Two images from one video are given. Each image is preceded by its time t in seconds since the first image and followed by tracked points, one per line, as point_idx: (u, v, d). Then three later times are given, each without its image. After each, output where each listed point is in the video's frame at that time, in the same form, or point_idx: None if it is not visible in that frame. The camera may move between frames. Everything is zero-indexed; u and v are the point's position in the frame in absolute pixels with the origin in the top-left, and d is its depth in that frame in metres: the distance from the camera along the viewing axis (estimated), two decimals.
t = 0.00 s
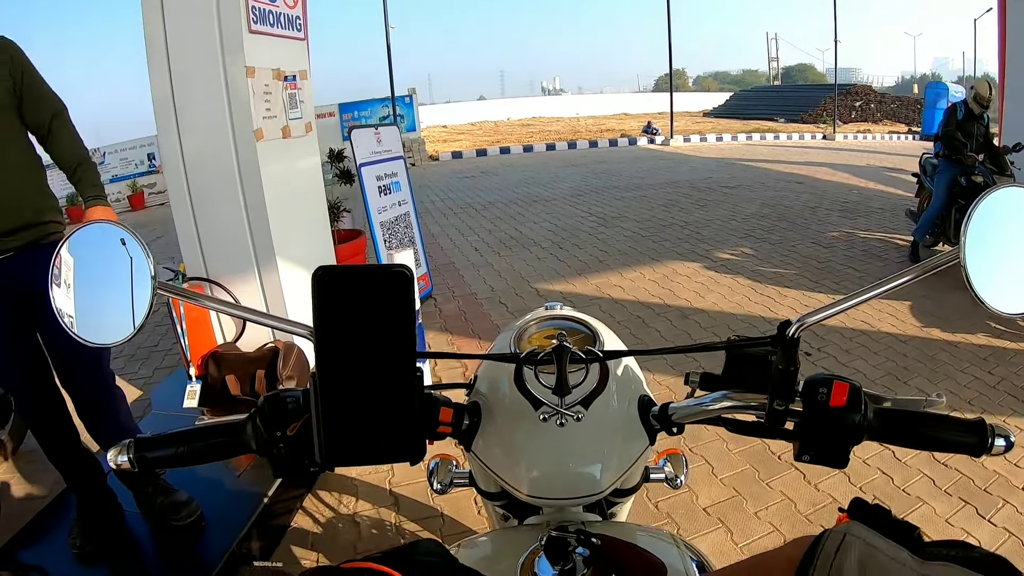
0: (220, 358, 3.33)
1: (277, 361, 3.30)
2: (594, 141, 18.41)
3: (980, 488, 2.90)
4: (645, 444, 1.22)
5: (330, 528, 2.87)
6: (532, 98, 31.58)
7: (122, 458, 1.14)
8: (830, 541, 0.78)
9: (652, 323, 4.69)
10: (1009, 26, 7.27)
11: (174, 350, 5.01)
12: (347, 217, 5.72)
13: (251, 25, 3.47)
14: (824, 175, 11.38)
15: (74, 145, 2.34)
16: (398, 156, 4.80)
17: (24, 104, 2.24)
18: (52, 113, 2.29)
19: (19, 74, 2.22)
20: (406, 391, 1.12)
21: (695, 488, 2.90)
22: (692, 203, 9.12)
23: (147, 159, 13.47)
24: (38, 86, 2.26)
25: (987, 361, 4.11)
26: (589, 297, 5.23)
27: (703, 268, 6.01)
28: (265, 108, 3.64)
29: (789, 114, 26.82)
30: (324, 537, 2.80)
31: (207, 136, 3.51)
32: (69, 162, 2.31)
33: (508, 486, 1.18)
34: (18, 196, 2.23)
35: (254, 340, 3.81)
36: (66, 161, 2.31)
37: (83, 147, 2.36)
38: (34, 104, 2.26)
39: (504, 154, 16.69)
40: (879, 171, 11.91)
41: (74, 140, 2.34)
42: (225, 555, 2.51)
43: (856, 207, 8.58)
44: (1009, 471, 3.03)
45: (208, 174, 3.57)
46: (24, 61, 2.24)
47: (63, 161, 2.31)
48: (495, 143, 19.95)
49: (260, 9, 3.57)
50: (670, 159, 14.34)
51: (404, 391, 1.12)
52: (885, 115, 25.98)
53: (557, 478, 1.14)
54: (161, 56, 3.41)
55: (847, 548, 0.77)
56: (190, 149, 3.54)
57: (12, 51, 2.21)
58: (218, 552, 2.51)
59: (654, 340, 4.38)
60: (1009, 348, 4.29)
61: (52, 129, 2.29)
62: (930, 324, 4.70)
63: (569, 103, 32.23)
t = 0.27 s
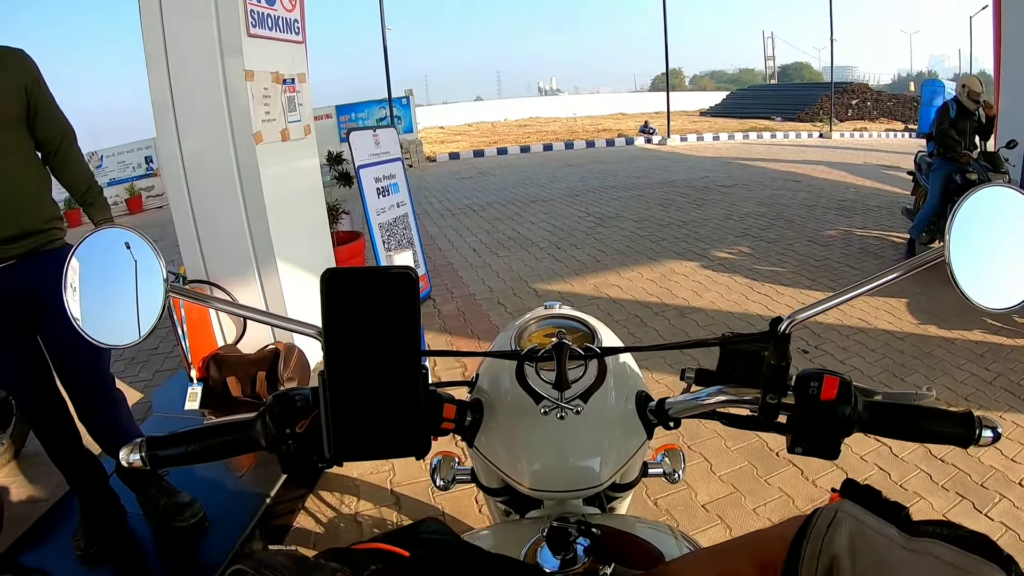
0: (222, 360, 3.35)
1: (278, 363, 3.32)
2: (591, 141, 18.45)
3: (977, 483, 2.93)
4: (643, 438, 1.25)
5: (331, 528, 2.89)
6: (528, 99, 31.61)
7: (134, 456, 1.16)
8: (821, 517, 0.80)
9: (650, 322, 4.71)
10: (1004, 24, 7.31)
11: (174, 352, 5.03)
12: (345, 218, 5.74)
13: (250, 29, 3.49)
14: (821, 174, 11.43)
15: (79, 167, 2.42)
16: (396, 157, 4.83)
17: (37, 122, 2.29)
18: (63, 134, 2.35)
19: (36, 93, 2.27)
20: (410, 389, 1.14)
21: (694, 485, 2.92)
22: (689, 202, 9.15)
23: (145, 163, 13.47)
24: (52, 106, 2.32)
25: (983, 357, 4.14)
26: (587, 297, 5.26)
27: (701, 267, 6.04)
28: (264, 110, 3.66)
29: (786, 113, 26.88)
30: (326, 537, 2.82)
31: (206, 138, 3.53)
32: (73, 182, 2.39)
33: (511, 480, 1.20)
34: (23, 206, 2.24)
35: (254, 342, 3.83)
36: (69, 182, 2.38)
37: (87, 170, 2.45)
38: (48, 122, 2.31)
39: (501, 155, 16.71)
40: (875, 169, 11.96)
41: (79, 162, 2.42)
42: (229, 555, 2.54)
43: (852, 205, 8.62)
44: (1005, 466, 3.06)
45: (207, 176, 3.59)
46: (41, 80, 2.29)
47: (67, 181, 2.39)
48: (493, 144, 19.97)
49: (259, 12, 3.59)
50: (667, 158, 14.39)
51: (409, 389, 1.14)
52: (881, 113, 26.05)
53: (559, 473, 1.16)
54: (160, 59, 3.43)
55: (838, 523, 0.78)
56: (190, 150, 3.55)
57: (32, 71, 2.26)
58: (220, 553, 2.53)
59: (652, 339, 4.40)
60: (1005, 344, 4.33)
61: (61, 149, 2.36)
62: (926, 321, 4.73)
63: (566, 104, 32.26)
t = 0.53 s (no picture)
0: (222, 366, 3.36)
1: (279, 368, 3.34)
2: (589, 146, 18.50)
3: (977, 482, 2.95)
4: (644, 437, 1.27)
5: (333, 531, 2.89)
6: (527, 104, 31.69)
7: (145, 457, 1.18)
8: (818, 501, 0.82)
9: (650, 325, 4.73)
10: (1000, 27, 7.35)
11: (174, 358, 5.04)
12: (345, 224, 5.76)
13: (250, 35, 3.52)
14: (819, 177, 11.47)
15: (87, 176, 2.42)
16: (396, 163, 4.85)
17: (44, 128, 2.30)
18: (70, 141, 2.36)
19: (43, 99, 2.28)
20: (418, 389, 1.15)
21: (695, 486, 2.94)
22: (688, 206, 9.18)
23: (143, 169, 13.48)
24: (61, 114, 2.33)
25: (982, 358, 4.16)
26: (587, 301, 5.27)
27: (700, 270, 6.06)
28: (264, 116, 3.68)
29: (784, 116, 26.96)
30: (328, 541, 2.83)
31: (207, 143, 3.55)
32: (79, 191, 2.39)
33: (516, 478, 1.21)
34: (24, 213, 2.25)
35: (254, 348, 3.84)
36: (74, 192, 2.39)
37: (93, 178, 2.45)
38: (55, 130, 2.32)
39: (500, 160, 16.75)
40: (873, 171, 11.99)
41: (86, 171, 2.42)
42: (231, 559, 2.54)
43: (850, 207, 8.65)
44: (1004, 465, 3.07)
45: (208, 181, 3.61)
46: (50, 87, 2.30)
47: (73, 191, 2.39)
48: (491, 149, 20.01)
49: (259, 19, 3.62)
50: (665, 162, 14.42)
51: (416, 390, 1.15)
52: (879, 116, 26.12)
53: (564, 471, 1.17)
54: (161, 64, 3.45)
55: (834, 505, 0.80)
56: (191, 155, 3.57)
57: (41, 78, 2.28)
58: (223, 557, 2.54)
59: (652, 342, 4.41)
60: (1004, 344, 4.34)
61: (67, 157, 2.36)
62: (925, 322, 4.75)
63: (564, 109, 32.34)
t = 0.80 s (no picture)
0: (224, 370, 3.37)
1: (280, 372, 3.34)
2: (589, 151, 18.53)
3: (978, 486, 2.94)
4: (649, 440, 1.27)
5: (333, 536, 2.89)
6: (527, 109, 31.75)
7: (148, 461, 1.18)
8: (823, 501, 0.82)
9: (651, 330, 4.73)
10: (999, 33, 7.37)
11: (175, 362, 5.04)
12: (346, 229, 5.77)
13: (252, 40, 3.53)
14: (819, 182, 11.48)
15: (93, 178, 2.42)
16: (397, 167, 4.85)
17: (49, 130, 2.30)
18: (76, 143, 2.36)
19: (49, 102, 2.29)
20: (423, 393, 1.16)
21: (696, 491, 2.93)
22: (688, 211, 9.19)
23: (144, 173, 13.51)
24: (67, 116, 2.34)
25: (983, 362, 4.16)
26: (587, 306, 5.27)
27: (700, 275, 6.06)
28: (266, 121, 3.69)
29: (784, 121, 27.02)
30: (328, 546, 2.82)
31: (209, 148, 3.56)
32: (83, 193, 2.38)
33: (519, 482, 1.21)
34: (24, 215, 2.26)
35: (256, 352, 3.84)
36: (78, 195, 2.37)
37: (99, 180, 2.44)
38: (60, 132, 2.32)
39: (500, 165, 16.77)
40: (873, 176, 12.00)
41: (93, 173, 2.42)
42: (232, 562, 2.55)
43: (851, 212, 8.66)
44: (1006, 469, 3.06)
45: (209, 184, 3.61)
46: (57, 89, 2.31)
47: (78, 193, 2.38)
48: (491, 154, 20.06)
49: (261, 24, 3.63)
50: (665, 167, 14.45)
51: (420, 393, 1.16)
52: (879, 121, 26.16)
53: (568, 476, 1.17)
54: (163, 69, 3.46)
55: (839, 505, 0.80)
56: (192, 159, 3.58)
57: (48, 80, 2.28)
58: (225, 561, 2.54)
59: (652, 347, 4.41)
60: (1004, 349, 4.35)
61: (73, 159, 2.36)
62: (925, 327, 4.75)
63: (564, 114, 32.40)
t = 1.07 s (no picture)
0: (223, 373, 3.37)
1: (280, 376, 3.34)
2: (590, 155, 18.55)
3: (979, 490, 2.94)
4: (649, 445, 1.27)
5: (333, 540, 2.88)
6: (527, 112, 31.78)
7: (148, 465, 1.18)
8: (824, 506, 0.81)
9: (651, 334, 4.73)
10: (998, 37, 7.39)
11: (174, 365, 5.03)
12: (346, 232, 5.76)
13: (253, 42, 3.53)
14: (819, 186, 11.49)
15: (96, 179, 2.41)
16: (397, 171, 4.86)
17: (51, 131, 2.29)
18: (79, 144, 2.35)
19: (51, 102, 2.28)
20: (423, 399, 1.16)
21: (697, 496, 2.93)
22: (688, 215, 9.20)
23: (144, 176, 13.50)
24: (70, 117, 2.33)
25: (984, 366, 4.15)
26: (587, 310, 5.27)
27: (700, 279, 6.06)
28: (266, 124, 3.69)
29: (784, 125, 27.06)
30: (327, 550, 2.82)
31: (209, 151, 3.56)
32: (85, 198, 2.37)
33: (520, 487, 1.21)
34: (24, 218, 2.26)
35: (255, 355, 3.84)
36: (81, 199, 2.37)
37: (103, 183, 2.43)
38: (63, 133, 2.31)
39: (500, 169, 16.78)
40: (873, 180, 12.01)
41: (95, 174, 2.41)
42: (231, 566, 2.54)
43: (851, 216, 8.66)
44: (1007, 473, 3.06)
45: (208, 187, 3.61)
46: (61, 89, 2.30)
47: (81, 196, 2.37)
48: (491, 158, 20.09)
49: (261, 26, 3.64)
50: (665, 171, 14.46)
51: (421, 398, 1.16)
52: (879, 125, 26.19)
53: (568, 481, 1.17)
54: (164, 72, 3.46)
55: (840, 511, 0.80)
56: (193, 162, 3.58)
57: (51, 81, 2.28)
58: (223, 565, 2.53)
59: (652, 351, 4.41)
60: (1005, 352, 4.35)
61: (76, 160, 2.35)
62: (926, 331, 4.75)
63: (564, 118, 32.44)
